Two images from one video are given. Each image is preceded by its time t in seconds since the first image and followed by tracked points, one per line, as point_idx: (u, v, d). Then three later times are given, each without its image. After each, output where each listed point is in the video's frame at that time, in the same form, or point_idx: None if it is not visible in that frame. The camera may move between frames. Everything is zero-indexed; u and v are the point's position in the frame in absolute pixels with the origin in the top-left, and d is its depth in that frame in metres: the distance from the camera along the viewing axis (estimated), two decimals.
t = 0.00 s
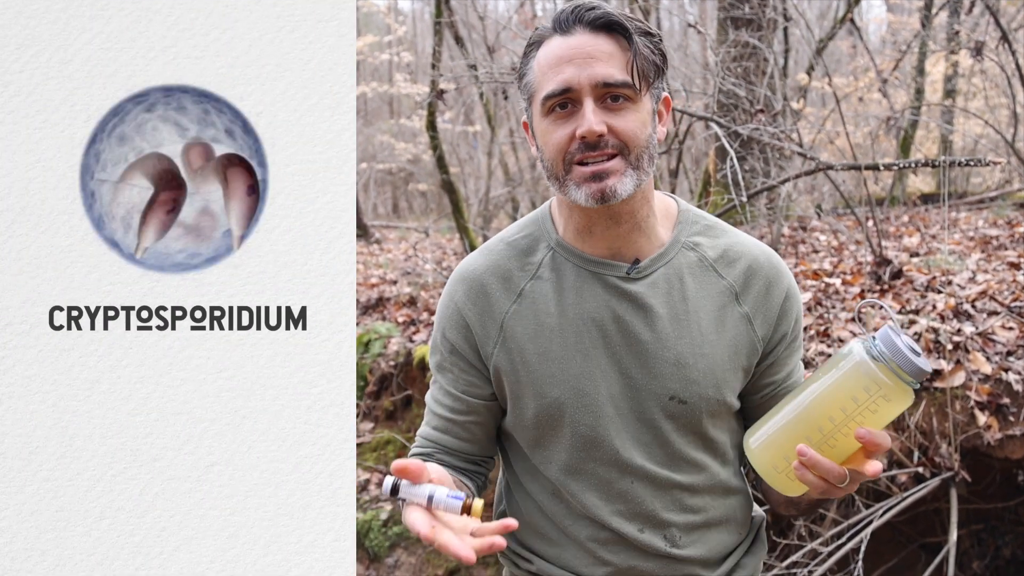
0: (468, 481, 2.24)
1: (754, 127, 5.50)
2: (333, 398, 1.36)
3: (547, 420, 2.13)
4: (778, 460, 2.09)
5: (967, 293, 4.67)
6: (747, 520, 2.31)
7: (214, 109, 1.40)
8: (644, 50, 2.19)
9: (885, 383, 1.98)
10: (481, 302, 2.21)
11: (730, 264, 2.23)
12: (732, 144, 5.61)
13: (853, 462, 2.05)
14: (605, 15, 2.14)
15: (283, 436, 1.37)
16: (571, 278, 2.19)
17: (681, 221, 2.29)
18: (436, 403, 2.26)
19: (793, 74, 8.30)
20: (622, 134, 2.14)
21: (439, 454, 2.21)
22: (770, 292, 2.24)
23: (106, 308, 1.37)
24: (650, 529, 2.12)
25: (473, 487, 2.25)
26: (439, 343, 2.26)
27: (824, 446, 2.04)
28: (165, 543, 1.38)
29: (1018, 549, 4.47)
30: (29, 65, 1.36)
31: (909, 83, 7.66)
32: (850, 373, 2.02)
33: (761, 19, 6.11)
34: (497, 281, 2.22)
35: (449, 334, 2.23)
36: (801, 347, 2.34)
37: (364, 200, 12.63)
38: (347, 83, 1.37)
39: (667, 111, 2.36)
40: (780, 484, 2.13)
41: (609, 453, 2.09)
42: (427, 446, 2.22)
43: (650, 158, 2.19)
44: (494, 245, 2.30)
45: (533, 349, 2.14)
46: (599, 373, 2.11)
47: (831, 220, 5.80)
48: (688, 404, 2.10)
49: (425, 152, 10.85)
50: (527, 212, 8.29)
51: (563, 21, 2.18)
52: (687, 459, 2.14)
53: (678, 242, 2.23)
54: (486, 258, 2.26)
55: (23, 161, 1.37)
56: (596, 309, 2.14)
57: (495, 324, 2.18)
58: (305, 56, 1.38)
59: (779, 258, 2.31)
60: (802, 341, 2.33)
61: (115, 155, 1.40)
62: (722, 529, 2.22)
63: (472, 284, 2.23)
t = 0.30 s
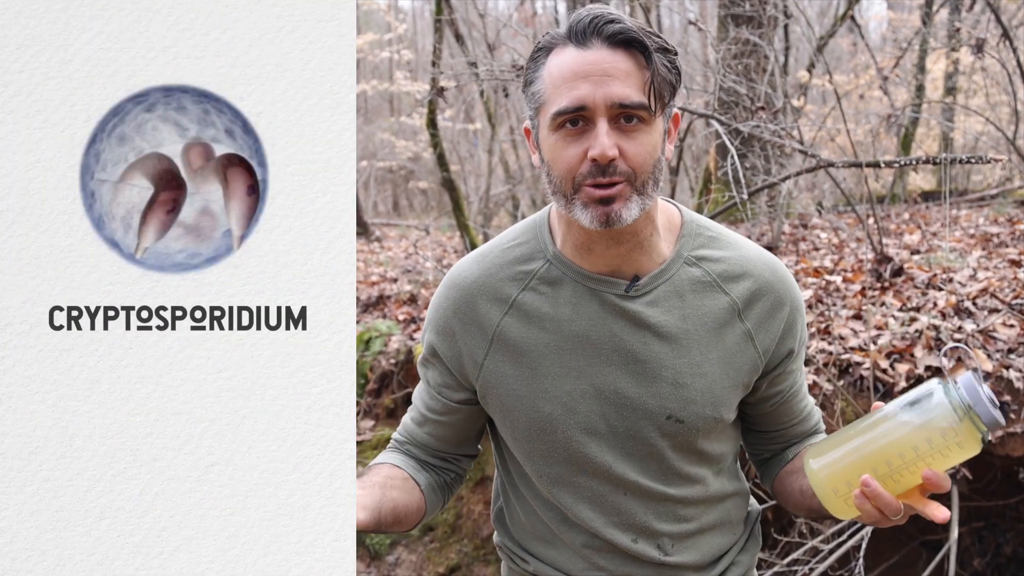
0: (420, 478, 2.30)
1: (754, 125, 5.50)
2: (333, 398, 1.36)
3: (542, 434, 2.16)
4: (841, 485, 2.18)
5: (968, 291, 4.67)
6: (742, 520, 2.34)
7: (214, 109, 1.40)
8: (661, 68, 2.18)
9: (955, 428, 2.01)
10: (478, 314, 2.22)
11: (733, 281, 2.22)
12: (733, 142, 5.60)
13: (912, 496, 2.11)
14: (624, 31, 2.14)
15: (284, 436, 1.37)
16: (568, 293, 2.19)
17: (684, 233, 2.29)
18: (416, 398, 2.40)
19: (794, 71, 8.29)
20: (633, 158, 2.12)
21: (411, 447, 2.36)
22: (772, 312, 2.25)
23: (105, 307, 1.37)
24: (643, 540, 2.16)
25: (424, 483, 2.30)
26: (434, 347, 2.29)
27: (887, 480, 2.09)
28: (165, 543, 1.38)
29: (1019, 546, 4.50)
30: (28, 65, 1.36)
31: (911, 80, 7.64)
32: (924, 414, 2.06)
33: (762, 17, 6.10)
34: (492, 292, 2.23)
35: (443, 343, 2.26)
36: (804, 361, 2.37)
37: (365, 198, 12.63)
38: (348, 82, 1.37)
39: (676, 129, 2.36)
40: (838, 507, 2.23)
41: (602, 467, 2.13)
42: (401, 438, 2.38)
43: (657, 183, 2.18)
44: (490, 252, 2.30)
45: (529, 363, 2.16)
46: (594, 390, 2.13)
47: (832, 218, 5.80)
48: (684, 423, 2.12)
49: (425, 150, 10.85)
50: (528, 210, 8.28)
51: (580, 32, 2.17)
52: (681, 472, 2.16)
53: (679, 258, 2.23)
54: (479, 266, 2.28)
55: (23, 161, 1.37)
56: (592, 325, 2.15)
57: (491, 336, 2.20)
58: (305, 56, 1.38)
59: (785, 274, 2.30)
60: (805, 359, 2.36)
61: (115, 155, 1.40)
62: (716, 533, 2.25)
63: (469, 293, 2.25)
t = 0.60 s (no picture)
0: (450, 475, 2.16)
1: (755, 123, 5.50)
2: (333, 398, 1.36)
3: (544, 422, 2.11)
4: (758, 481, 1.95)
5: (969, 289, 4.67)
6: (746, 520, 2.27)
7: (214, 110, 1.40)
8: (673, 60, 2.15)
9: (862, 413, 1.76)
10: (484, 302, 2.17)
11: (738, 272, 2.19)
12: (734, 140, 5.59)
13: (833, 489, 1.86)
14: (636, 21, 2.09)
15: (283, 436, 1.37)
16: (574, 280, 2.15)
17: (690, 223, 2.25)
18: (415, 386, 2.17)
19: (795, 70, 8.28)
20: (642, 147, 2.10)
21: (415, 439, 2.11)
22: (776, 303, 2.20)
23: (105, 307, 1.37)
24: (643, 531, 2.12)
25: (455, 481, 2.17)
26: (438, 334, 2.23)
27: (794, 470, 1.87)
28: (165, 543, 1.38)
29: (1020, 545, 4.50)
30: (29, 65, 1.36)
31: (912, 78, 7.63)
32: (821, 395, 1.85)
33: (763, 15, 6.09)
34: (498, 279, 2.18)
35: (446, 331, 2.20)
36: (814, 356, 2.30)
37: (366, 197, 12.62)
38: (348, 82, 1.37)
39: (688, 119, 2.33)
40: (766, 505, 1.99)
41: (604, 457, 2.08)
42: (401, 430, 2.12)
43: (666, 173, 2.15)
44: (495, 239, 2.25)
45: (532, 350, 2.11)
46: (598, 377, 2.08)
47: (833, 216, 5.80)
48: (687, 412, 2.08)
49: (426, 149, 10.85)
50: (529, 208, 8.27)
51: (594, 21, 2.12)
52: (684, 463, 2.12)
53: (685, 248, 2.19)
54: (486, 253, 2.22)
55: (23, 161, 1.37)
56: (597, 312, 2.11)
57: (494, 322, 2.14)
58: (305, 56, 1.38)
59: (789, 266, 2.26)
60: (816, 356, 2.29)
61: (115, 155, 1.40)
62: (719, 531, 2.20)
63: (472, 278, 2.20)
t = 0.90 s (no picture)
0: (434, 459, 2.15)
1: (756, 123, 5.50)
2: (333, 398, 1.36)
3: (550, 403, 2.11)
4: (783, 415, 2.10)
5: (971, 289, 4.66)
6: (754, 518, 2.28)
7: (214, 109, 1.40)
8: (671, 34, 2.21)
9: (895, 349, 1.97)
10: (490, 286, 2.20)
11: (742, 258, 2.21)
12: (736, 140, 5.58)
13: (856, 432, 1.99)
14: None
15: (284, 436, 1.37)
16: (580, 265, 2.17)
17: (694, 211, 2.28)
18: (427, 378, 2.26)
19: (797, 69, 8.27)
20: (639, 111, 2.14)
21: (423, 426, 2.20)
22: (781, 289, 2.21)
23: (105, 307, 1.37)
24: (649, 520, 2.09)
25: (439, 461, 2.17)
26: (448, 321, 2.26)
27: (819, 402, 2.03)
28: (165, 543, 1.38)
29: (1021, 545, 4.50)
30: (29, 65, 1.36)
31: (913, 78, 7.61)
32: (855, 338, 2.07)
33: (764, 15, 6.08)
34: (505, 266, 2.21)
35: (453, 317, 2.24)
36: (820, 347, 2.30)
37: (367, 197, 12.62)
38: (348, 83, 1.37)
39: (690, 103, 2.38)
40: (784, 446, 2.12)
41: (609, 439, 2.07)
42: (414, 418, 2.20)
43: (665, 140, 2.18)
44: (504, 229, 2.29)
45: (538, 331, 2.12)
46: (602, 358, 2.09)
47: (835, 216, 5.79)
48: (692, 395, 2.07)
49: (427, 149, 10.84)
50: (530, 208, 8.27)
51: None
52: (690, 450, 2.11)
53: (689, 233, 2.22)
54: (494, 242, 2.26)
55: (23, 161, 1.37)
56: (601, 296, 2.13)
57: (502, 306, 2.17)
58: (305, 56, 1.37)
59: (794, 258, 2.28)
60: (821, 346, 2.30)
61: (115, 155, 1.41)
62: (726, 526, 2.18)
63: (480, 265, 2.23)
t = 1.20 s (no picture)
0: (453, 477, 2.28)
1: (756, 123, 5.51)
2: (333, 398, 1.36)
3: (553, 414, 2.10)
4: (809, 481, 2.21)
5: (971, 288, 4.66)
6: (754, 520, 2.27)
7: (214, 109, 1.40)
8: (678, 50, 2.14)
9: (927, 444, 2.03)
10: (491, 293, 2.18)
11: (748, 267, 2.19)
12: (736, 139, 5.58)
13: (876, 505, 2.14)
14: (643, 10, 2.10)
15: (283, 436, 1.37)
16: (583, 274, 2.15)
17: (700, 218, 2.25)
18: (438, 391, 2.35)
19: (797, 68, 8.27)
20: (648, 135, 2.10)
21: (440, 441, 2.34)
22: (786, 300, 2.20)
23: (104, 306, 1.37)
24: (651, 530, 2.09)
25: (459, 481, 2.28)
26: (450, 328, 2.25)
27: (846, 480, 2.12)
28: (164, 543, 1.38)
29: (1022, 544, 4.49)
30: (29, 65, 1.36)
31: (914, 77, 7.61)
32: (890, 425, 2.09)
33: (764, 14, 6.08)
34: (507, 275, 2.19)
35: (456, 327, 2.23)
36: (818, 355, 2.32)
37: (368, 196, 12.64)
38: (347, 82, 1.37)
39: (696, 110, 2.33)
40: (802, 502, 2.27)
41: (612, 450, 2.07)
42: (431, 433, 2.35)
43: (673, 160, 2.15)
44: (504, 237, 2.26)
45: (541, 341, 2.11)
46: (606, 369, 2.08)
47: (835, 216, 5.80)
48: (696, 406, 2.07)
49: (427, 148, 10.86)
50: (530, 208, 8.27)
51: (600, 10, 2.12)
52: (692, 460, 2.10)
53: (694, 242, 2.19)
54: (495, 251, 2.23)
55: (23, 161, 1.37)
56: (605, 305, 2.11)
57: (504, 315, 2.15)
58: (305, 56, 1.37)
59: (799, 265, 2.26)
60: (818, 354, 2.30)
61: (115, 155, 1.40)
62: (726, 530, 2.18)
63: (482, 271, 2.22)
